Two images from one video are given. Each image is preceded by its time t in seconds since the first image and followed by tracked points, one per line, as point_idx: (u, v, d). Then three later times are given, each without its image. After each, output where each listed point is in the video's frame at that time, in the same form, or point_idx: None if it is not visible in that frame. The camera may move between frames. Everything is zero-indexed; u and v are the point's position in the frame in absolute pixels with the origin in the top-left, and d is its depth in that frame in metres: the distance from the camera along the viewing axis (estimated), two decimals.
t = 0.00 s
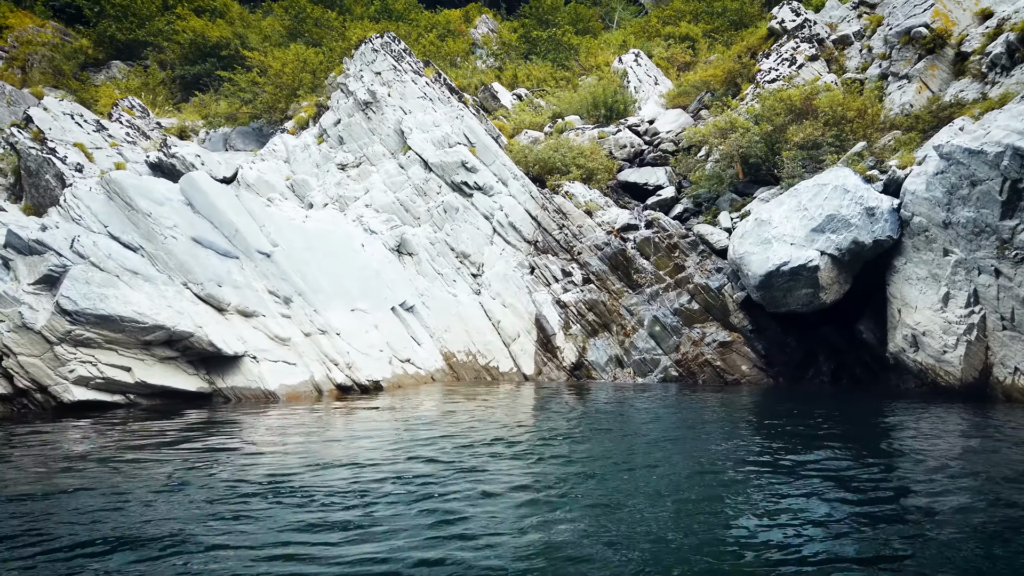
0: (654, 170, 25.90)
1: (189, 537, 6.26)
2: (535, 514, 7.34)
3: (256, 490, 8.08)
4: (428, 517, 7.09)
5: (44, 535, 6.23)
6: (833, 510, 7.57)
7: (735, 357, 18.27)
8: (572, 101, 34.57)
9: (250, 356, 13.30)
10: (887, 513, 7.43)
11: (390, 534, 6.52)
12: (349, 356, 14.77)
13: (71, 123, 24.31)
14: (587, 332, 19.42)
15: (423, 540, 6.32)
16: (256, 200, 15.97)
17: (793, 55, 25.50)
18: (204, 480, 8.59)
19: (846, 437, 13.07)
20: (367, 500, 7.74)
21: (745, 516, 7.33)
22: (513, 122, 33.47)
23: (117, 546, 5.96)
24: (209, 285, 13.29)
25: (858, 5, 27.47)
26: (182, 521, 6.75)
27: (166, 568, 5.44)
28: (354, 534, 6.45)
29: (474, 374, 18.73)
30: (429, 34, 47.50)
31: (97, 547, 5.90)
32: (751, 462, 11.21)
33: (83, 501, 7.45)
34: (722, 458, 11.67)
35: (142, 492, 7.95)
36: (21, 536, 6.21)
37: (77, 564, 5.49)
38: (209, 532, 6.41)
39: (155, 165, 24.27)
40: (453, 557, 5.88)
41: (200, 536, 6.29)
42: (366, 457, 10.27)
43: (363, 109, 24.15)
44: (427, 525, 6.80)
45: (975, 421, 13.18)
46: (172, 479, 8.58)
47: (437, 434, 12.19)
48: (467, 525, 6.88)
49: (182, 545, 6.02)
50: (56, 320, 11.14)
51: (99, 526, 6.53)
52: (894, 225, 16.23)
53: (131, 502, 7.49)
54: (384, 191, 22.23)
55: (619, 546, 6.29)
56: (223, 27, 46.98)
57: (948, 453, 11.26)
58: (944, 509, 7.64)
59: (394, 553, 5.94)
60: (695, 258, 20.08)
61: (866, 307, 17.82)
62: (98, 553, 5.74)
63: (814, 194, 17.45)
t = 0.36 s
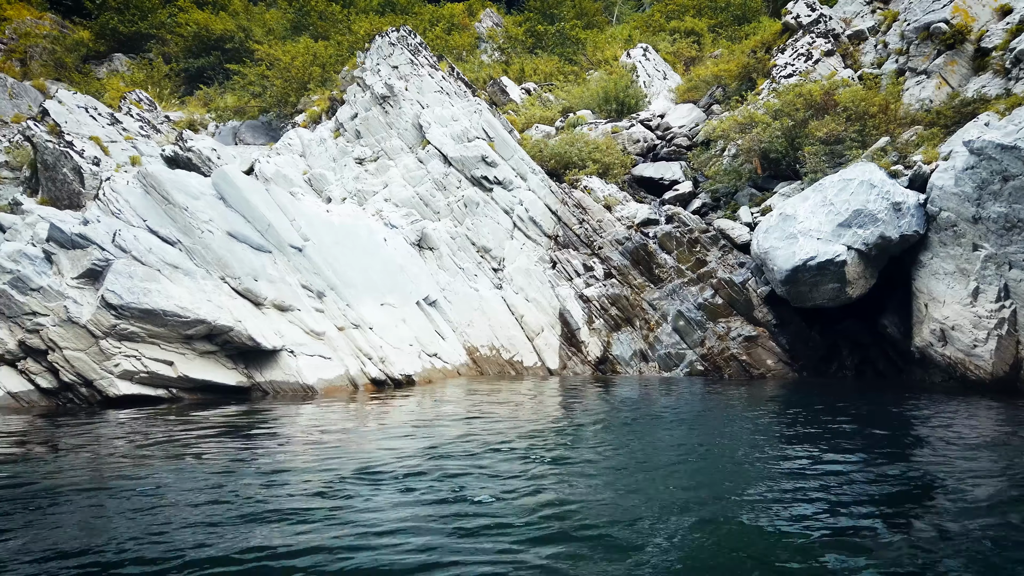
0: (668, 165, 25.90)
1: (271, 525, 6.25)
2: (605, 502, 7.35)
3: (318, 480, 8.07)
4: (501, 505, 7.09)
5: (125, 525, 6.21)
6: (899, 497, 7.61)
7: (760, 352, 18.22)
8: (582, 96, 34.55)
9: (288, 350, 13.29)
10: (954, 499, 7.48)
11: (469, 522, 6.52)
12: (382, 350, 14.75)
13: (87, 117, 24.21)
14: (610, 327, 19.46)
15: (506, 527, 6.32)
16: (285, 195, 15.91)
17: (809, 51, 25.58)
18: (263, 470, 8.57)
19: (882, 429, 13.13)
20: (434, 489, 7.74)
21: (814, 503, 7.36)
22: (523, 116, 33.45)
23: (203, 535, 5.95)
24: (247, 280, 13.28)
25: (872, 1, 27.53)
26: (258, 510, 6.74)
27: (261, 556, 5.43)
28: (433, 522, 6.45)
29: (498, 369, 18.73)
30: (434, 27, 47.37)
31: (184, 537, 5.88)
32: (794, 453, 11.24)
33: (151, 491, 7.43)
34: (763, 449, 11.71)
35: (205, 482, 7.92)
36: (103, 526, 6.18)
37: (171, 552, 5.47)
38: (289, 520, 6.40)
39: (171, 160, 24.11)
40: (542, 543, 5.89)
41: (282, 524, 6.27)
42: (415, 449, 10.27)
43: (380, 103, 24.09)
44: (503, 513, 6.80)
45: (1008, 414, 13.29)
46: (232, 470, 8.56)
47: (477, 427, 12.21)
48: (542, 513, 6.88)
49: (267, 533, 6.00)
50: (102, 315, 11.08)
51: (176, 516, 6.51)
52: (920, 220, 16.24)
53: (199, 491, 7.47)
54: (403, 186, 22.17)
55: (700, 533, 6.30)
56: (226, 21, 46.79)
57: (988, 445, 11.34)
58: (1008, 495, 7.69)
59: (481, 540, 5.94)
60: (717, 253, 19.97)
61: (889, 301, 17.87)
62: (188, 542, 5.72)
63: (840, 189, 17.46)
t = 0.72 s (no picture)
0: (685, 158, 25.86)
1: (360, 511, 6.25)
2: (680, 492, 7.36)
3: (385, 469, 8.06)
4: (580, 494, 7.10)
5: (215, 513, 6.21)
6: (971, 486, 7.63)
7: (789, 345, 18.28)
8: (596, 89, 34.49)
9: (329, 343, 13.30)
10: None
11: (552, 510, 6.53)
12: (419, 343, 14.75)
13: (106, 110, 24.11)
14: (637, 320, 19.49)
15: (593, 517, 6.32)
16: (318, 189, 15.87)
17: (828, 45, 25.62)
18: (326, 460, 8.56)
19: (922, 420, 13.14)
20: (505, 479, 7.74)
21: (888, 492, 7.38)
22: (537, 110, 33.43)
23: (296, 522, 5.93)
24: (288, 273, 13.29)
25: None
26: (338, 496, 6.73)
27: (365, 543, 5.44)
28: (518, 510, 6.45)
29: (525, 362, 18.73)
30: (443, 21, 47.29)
31: (277, 524, 5.87)
32: (842, 444, 11.25)
33: (224, 479, 7.43)
34: (809, 440, 11.72)
35: (274, 471, 7.91)
36: (194, 514, 6.19)
37: (272, 539, 5.47)
38: (375, 508, 6.39)
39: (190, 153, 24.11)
40: (635, 531, 5.90)
41: (371, 511, 6.26)
42: (468, 439, 10.26)
43: (401, 97, 24.06)
44: (584, 502, 6.82)
45: None
46: (297, 459, 8.57)
47: (521, 418, 12.22)
48: (622, 504, 6.89)
49: (360, 521, 6.00)
50: (151, 307, 11.07)
51: (261, 503, 6.50)
52: (951, 214, 16.36)
53: (272, 480, 7.46)
54: (425, 179, 22.13)
55: (786, 521, 6.32)
56: (234, 14, 46.63)
57: None
58: None
59: (574, 530, 5.95)
60: (742, 247, 19.92)
61: (916, 294, 17.95)
62: (284, 529, 5.71)
63: (869, 183, 17.48)
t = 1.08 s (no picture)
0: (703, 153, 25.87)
1: (449, 501, 6.23)
2: (755, 483, 7.36)
3: (453, 459, 8.05)
4: (655, 485, 7.12)
5: (302, 501, 6.21)
6: None
7: (817, 338, 18.35)
8: (610, 83, 34.49)
9: (370, 337, 13.34)
10: None
11: (638, 501, 6.51)
12: (455, 337, 14.78)
13: (126, 103, 24.06)
14: (663, 314, 19.48)
15: (681, 508, 6.31)
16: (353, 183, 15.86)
17: (848, 39, 25.66)
18: (389, 450, 8.54)
19: (962, 412, 13.17)
20: (576, 469, 7.73)
21: (962, 483, 7.39)
22: (552, 104, 33.41)
23: (389, 510, 5.91)
24: (330, 267, 13.34)
25: None
26: (421, 485, 6.72)
27: (465, 531, 5.45)
28: (605, 500, 6.43)
29: (553, 356, 18.75)
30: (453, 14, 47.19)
31: (372, 512, 5.84)
32: (889, 436, 11.26)
33: (297, 468, 7.40)
34: (855, 432, 11.74)
35: (342, 460, 7.89)
36: (281, 502, 6.20)
37: (373, 527, 5.43)
38: (461, 497, 6.36)
39: (210, 146, 24.18)
40: (731, 521, 5.88)
41: (459, 501, 6.24)
42: (521, 431, 10.25)
43: (422, 91, 24.04)
44: (666, 493, 6.80)
45: None
46: (360, 449, 8.54)
47: (565, 410, 12.26)
48: (703, 495, 6.88)
49: (452, 510, 5.97)
50: (202, 301, 11.10)
51: (345, 491, 6.47)
52: (980, 208, 16.50)
53: (345, 469, 7.43)
54: (448, 173, 22.10)
55: (875, 512, 6.32)
56: (243, 7, 46.45)
57: None
58: None
59: (668, 521, 5.94)
60: (767, 241, 19.97)
61: (944, 287, 18.00)
62: (380, 518, 5.68)
63: (899, 177, 17.49)
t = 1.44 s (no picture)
0: (724, 148, 25.88)
1: (537, 493, 6.24)
2: (828, 475, 7.40)
3: (522, 451, 8.06)
4: (731, 477, 7.18)
5: (390, 491, 6.24)
6: None
7: (848, 334, 18.45)
8: (627, 78, 34.47)
9: (414, 333, 13.38)
10: None
11: (722, 494, 6.52)
12: (494, 333, 14.81)
13: (149, 98, 24.05)
14: (692, 310, 19.60)
15: (767, 498, 6.36)
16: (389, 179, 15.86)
17: (870, 35, 25.71)
18: (455, 442, 8.60)
19: (1002, 408, 13.23)
20: (647, 461, 7.76)
21: None
22: (569, 99, 33.42)
23: (481, 502, 5.92)
24: (374, 264, 13.41)
25: None
26: (503, 477, 6.77)
27: (564, 522, 5.48)
28: (690, 493, 6.46)
29: (583, 352, 18.80)
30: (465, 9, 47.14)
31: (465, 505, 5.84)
32: (938, 430, 11.29)
33: (371, 460, 7.42)
34: (901, 426, 11.80)
35: (413, 453, 7.90)
36: (369, 491, 6.23)
37: (473, 519, 5.44)
38: (546, 490, 6.37)
39: (234, 141, 24.19)
40: (823, 512, 5.90)
41: (547, 493, 6.25)
42: (575, 423, 10.28)
43: (446, 86, 24.03)
44: (747, 485, 6.82)
45: None
46: (424, 442, 8.55)
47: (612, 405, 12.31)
48: (781, 486, 6.93)
49: (544, 502, 6.01)
50: (256, 297, 11.15)
51: (431, 483, 6.51)
52: (1013, 204, 16.54)
53: (419, 461, 7.44)
54: (474, 168, 22.10)
55: (958, 503, 6.37)
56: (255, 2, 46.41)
57: None
58: None
59: (758, 510, 5.99)
60: (796, 237, 19.81)
61: (974, 282, 17.94)
62: (475, 510, 5.69)
63: (931, 173, 17.50)
